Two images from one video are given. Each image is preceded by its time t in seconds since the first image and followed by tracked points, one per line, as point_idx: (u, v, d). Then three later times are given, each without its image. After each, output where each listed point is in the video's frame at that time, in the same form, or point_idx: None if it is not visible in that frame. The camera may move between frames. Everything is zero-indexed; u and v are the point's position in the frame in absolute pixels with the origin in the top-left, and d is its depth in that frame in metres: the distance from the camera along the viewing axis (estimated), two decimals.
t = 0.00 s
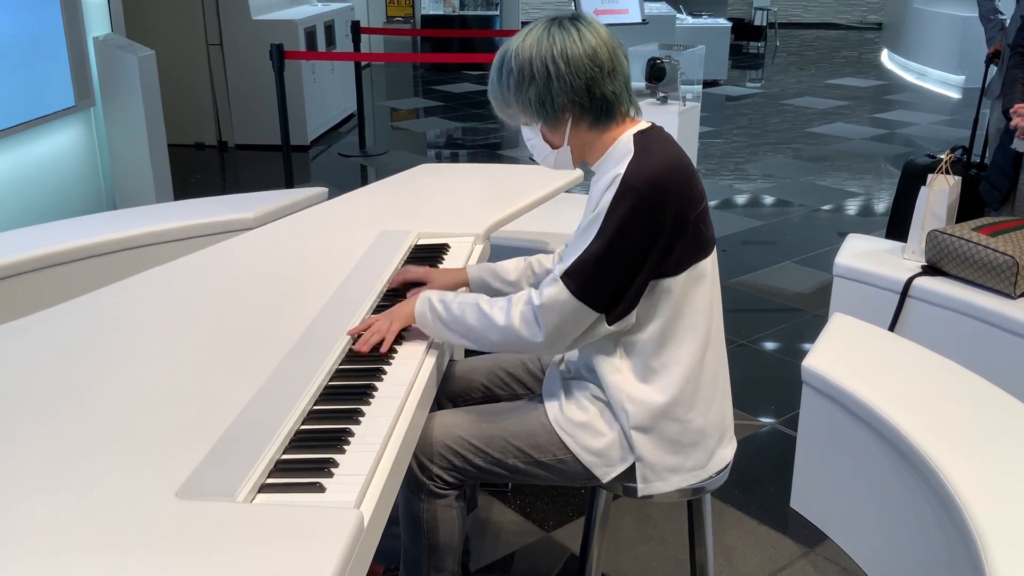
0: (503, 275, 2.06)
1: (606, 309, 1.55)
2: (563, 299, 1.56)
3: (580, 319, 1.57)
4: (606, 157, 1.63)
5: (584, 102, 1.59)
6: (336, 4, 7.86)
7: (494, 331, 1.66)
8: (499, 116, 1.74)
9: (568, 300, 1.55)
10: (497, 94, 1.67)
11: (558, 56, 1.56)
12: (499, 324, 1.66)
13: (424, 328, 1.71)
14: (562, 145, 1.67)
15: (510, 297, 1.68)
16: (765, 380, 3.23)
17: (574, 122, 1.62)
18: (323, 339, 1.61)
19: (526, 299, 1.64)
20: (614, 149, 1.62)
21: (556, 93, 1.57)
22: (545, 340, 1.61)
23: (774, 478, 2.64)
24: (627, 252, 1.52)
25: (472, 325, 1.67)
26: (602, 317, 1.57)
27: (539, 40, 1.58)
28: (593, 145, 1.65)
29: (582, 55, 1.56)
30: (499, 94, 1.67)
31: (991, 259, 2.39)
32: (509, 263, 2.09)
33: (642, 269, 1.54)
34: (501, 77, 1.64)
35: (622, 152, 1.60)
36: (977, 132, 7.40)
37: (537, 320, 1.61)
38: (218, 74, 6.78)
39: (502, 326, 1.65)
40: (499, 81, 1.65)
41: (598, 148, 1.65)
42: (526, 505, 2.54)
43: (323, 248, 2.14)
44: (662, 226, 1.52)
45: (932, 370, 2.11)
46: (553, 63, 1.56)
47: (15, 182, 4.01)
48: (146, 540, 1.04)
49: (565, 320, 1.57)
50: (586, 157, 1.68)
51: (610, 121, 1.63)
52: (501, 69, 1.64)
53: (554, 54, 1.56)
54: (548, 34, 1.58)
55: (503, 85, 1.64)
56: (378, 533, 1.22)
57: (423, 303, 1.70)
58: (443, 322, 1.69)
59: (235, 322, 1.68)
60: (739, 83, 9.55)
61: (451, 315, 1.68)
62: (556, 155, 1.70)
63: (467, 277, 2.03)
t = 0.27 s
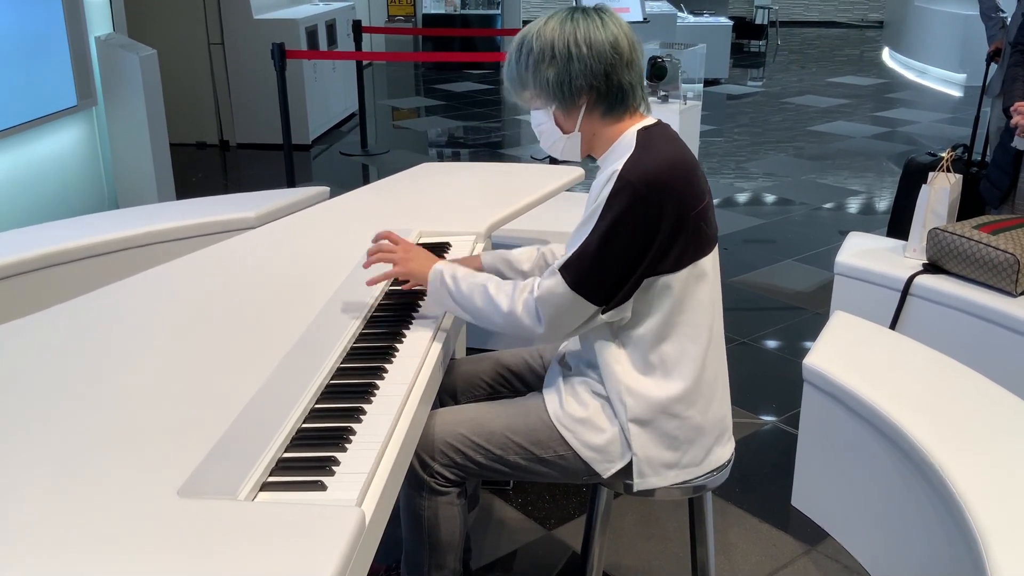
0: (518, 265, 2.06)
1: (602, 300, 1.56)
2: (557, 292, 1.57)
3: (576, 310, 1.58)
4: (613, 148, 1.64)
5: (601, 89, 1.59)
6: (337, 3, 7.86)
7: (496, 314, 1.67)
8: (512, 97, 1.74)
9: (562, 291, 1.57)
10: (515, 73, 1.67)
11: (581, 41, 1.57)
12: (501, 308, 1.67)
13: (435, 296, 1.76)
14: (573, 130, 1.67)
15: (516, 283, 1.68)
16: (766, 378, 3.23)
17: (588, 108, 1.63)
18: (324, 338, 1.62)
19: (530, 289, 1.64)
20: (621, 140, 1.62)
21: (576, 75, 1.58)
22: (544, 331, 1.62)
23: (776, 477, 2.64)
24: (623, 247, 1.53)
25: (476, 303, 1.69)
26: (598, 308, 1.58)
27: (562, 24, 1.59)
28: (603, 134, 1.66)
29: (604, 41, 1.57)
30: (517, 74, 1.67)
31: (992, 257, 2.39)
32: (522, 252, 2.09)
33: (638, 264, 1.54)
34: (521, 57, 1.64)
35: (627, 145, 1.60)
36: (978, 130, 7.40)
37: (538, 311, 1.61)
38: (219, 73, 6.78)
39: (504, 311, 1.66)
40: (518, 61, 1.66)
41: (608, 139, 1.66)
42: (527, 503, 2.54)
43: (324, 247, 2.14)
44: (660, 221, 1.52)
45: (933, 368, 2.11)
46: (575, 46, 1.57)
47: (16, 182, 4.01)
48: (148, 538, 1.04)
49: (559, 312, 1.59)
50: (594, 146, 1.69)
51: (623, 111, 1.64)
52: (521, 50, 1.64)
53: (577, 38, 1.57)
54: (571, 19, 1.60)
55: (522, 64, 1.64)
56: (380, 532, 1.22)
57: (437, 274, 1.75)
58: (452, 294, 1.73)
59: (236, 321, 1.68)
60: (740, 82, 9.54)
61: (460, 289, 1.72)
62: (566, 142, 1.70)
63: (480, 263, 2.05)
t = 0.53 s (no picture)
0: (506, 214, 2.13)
1: (611, 293, 1.57)
2: (567, 287, 1.59)
3: (588, 306, 1.60)
4: (623, 142, 1.63)
5: (617, 83, 1.59)
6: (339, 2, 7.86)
7: (513, 321, 1.72)
8: (527, 88, 1.74)
9: (572, 286, 1.58)
10: (532, 64, 1.66)
11: (598, 34, 1.56)
12: (517, 313, 1.71)
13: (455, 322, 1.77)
14: (587, 123, 1.67)
15: (526, 286, 1.72)
16: (769, 377, 3.23)
17: (602, 102, 1.62)
18: (327, 337, 1.61)
19: (540, 286, 1.68)
20: (631, 134, 1.62)
21: (592, 68, 1.57)
22: (557, 325, 1.64)
23: (778, 476, 2.63)
24: (629, 241, 1.53)
25: (494, 316, 1.72)
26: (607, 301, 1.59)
27: (580, 16, 1.58)
28: (616, 129, 1.66)
29: (621, 35, 1.56)
30: (534, 64, 1.66)
31: (996, 256, 2.38)
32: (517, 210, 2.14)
33: (645, 259, 1.55)
34: (538, 47, 1.63)
35: (635, 141, 1.60)
36: (982, 128, 7.38)
37: (548, 306, 1.65)
38: (222, 72, 6.78)
39: (519, 314, 1.70)
40: (535, 53, 1.65)
41: (620, 133, 1.66)
42: (530, 502, 2.54)
43: (326, 247, 2.14)
44: (665, 215, 1.52)
45: (938, 367, 2.10)
46: (592, 39, 1.56)
47: (18, 181, 4.01)
48: (149, 538, 1.04)
49: (569, 308, 1.61)
50: (606, 141, 1.69)
51: (637, 106, 1.63)
52: (538, 40, 1.63)
53: (594, 31, 1.56)
54: (589, 12, 1.59)
55: (538, 55, 1.64)
56: (382, 531, 1.22)
57: (451, 299, 1.76)
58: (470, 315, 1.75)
59: (238, 320, 1.68)
60: (743, 80, 9.53)
61: (476, 307, 1.74)
62: (579, 134, 1.70)
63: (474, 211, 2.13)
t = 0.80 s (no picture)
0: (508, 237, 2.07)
1: (617, 286, 1.57)
2: (576, 278, 1.60)
3: (598, 304, 1.60)
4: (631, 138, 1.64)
5: (622, 83, 1.59)
6: (341, 3, 7.86)
7: (525, 315, 1.72)
8: (538, 87, 1.75)
9: (580, 278, 1.59)
10: (540, 65, 1.67)
11: (603, 34, 1.56)
12: (529, 307, 1.71)
13: (469, 313, 1.78)
14: (594, 123, 1.68)
15: (539, 279, 1.72)
16: (770, 378, 3.23)
17: (609, 101, 1.63)
18: (328, 338, 1.62)
19: (551, 281, 1.68)
20: (638, 132, 1.62)
21: (596, 69, 1.58)
22: (566, 319, 1.64)
23: (780, 476, 2.63)
24: (634, 233, 1.53)
25: (507, 308, 1.74)
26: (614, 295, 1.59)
27: (587, 16, 1.58)
28: (623, 128, 1.66)
29: (626, 36, 1.55)
30: (542, 65, 1.67)
31: (998, 256, 2.38)
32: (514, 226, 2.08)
33: (650, 251, 1.55)
34: (546, 48, 1.64)
35: (642, 136, 1.60)
36: (983, 129, 7.37)
37: (559, 300, 1.65)
38: (223, 73, 6.79)
39: (530, 308, 1.70)
40: (543, 54, 1.66)
41: (627, 131, 1.66)
42: (531, 502, 2.54)
43: (327, 247, 2.14)
44: (671, 209, 1.52)
45: (938, 367, 2.10)
46: (596, 40, 1.56)
47: (20, 182, 4.02)
48: (151, 538, 1.04)
49: (579, 300, 1.61)
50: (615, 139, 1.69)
51: (644, 105, 1.63)
52: (547, 40, 1.64)
53: (598, 32, 1.56)
54: (596, 11, 1.58)
55: (546, 56, 1.65)
56: (383, 531, 1.22)
57: (467, 289, 1.78)
58: (484, 305, 1.76)
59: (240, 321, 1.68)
60: (744, 81, 9.53)
61: (490, 298, 1.75)
62: (587, 133, 1.71)
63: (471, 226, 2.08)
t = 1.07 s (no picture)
0: (506, 262, 2.06)
1: (603, 285, 1.61)
2: (559, 272, 1.63)
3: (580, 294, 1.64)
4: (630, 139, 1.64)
5: (624, 85, 1.59)
6: (338, 7, 7.86)
7: (502, 308, 1.74)
8: (537, 88, 1.74)
9: (563, 273, 1.62)
10: (540, 66, 1.67)
11: (607, 35, 1.56)
12: (506, 300, 1.74)
13: (449, 315, 1.80)
14: (594, 125, 1.67)
15: (516, 275, 1.76)
16: (768, 381, 3.23)
17: (611, 103, 1.63)
18: (324, 341, 1.61)
19: (529, 274, 1.72)
20: (637, 133, 1.62)
21: (600, 70, 1.58)
22: (545, 310, 1.68)
23: (777, 479, 2.63)
24: (620, 236, 1.56)
25: (484, 304, 1.75)
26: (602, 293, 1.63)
27: (589, 18, 1.59)
28: (623, 130, 1.66)
29: (630, 37, 1.56)
30: (542, 66, 1.67)
31: (994, 260, 2.39)
32: (511, 248, 2.08)
33: (636, 256, 1.57)
34: (546, 48, 1.64)
35: (639, 138, 1.60)
36: (980, 133, 7.39)
37: (538, 290, 1.68)
38: (220, 77, 6.79)
39: (509, 301, 1.73)
40: (544, 55, 1.66)
41: (627, 133, 1.66)
42: (528, 505, 2.54)
43: (324, 250, 2.14)
44: (660, 213, 1.53)
45: (935, 370, 2.10)
46: (600, 41, 1.57)
47: (18, 185, 4.02)
48: (147, 541, 1.04)
49: (560, 292, 1.64)
50: (613, 142, 1.69)
51: (644, 107, 1.64)
52: (548, 41, 1.64)
53: (602, 33, 1.57)
54: (598, 13, 1.59)
55: (546, 56, 1.64)
56: (380, 534, 1.22)
57: (445, 291, 1.80)
58: (461, 305, 1.78)
59: (237, 324, 1.68)
60: (741, 85, 9.55)
61: (467, 297, 1.77)
62: (587, 135, 1.70)
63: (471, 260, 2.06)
